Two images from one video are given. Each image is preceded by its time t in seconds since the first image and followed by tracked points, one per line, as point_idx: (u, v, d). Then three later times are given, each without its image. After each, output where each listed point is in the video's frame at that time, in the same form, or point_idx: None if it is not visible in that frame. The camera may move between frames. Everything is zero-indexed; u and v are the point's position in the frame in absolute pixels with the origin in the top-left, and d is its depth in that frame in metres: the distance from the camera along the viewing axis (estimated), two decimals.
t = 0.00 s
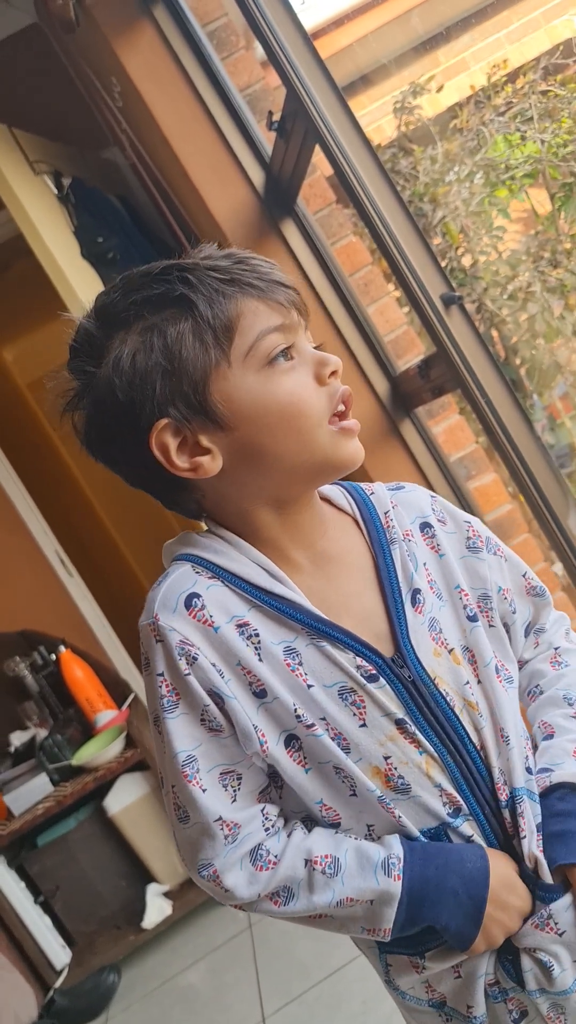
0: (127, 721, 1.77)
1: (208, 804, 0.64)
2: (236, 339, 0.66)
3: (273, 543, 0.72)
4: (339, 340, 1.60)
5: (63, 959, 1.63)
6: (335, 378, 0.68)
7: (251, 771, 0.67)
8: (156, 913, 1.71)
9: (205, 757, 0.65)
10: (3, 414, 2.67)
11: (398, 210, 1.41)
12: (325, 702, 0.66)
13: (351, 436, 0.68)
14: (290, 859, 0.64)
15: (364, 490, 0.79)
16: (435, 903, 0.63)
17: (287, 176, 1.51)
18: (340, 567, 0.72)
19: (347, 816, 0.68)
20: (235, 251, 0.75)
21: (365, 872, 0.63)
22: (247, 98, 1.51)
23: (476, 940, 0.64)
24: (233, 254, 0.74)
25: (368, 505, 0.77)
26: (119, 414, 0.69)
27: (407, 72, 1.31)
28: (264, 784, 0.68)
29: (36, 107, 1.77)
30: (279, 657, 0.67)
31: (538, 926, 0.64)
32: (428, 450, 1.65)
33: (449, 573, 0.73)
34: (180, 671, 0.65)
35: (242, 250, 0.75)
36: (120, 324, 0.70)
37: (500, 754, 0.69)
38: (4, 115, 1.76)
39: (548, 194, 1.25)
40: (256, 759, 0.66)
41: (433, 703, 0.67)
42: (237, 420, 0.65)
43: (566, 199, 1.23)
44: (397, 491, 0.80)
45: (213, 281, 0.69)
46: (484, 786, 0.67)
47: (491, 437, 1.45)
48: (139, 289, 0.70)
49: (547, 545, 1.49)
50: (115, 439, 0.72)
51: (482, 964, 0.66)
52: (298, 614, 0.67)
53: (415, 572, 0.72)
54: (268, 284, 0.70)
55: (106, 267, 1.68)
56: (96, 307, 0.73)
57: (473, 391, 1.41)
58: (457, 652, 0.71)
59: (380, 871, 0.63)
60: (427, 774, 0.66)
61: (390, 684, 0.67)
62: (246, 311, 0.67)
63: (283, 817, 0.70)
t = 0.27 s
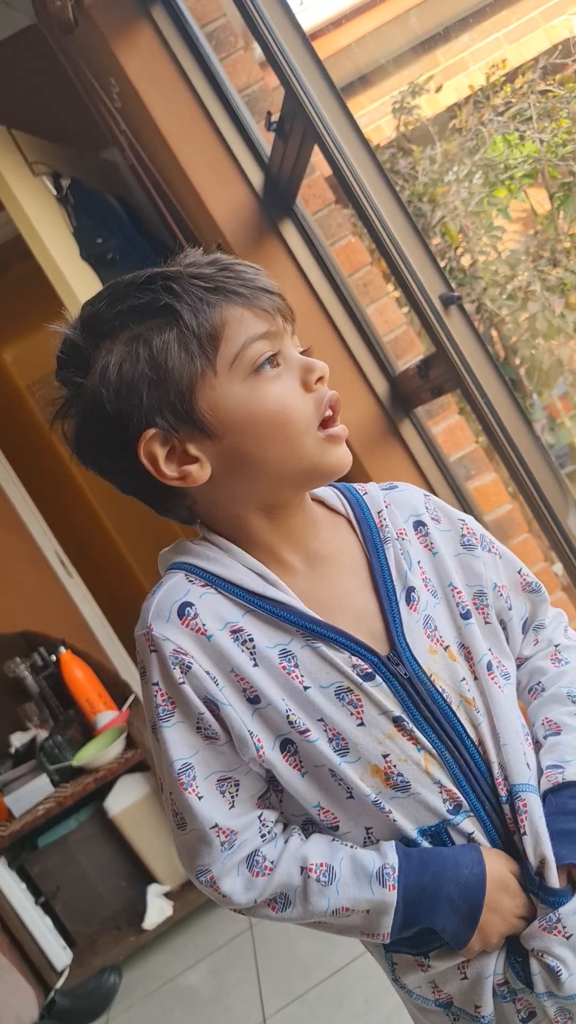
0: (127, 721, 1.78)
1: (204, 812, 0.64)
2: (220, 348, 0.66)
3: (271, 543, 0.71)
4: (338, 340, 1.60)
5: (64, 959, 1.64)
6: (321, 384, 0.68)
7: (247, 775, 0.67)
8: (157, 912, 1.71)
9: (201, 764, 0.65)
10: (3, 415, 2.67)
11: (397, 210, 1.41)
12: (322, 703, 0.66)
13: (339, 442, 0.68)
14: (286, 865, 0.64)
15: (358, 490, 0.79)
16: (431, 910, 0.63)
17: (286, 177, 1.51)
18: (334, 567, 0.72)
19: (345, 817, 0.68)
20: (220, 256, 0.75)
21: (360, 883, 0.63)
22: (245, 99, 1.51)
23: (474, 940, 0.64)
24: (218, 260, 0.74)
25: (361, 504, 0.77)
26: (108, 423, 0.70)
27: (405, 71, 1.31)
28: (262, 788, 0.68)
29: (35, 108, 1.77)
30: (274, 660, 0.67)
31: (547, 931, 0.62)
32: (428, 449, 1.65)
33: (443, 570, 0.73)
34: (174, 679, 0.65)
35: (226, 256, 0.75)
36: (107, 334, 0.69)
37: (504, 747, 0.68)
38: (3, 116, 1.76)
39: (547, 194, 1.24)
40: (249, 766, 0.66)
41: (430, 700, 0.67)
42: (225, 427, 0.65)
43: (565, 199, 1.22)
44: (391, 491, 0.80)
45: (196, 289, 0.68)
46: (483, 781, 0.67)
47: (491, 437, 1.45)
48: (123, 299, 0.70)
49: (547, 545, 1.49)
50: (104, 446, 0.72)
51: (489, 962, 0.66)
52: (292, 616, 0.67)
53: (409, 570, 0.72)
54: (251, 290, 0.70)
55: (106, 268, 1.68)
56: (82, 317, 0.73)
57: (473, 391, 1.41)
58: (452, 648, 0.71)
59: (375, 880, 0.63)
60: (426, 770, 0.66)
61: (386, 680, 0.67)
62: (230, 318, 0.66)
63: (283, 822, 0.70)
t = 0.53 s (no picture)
0: (129, 721, 1.77)
1: (210, 811, 0.64)
2: (225, 351, 0.65)
3: (275, 543, 0.71)
4: (339, 340, 1.60)
5: (66, 960, 1.64)
6: (325, 388, 0.68)
7: (253, 775, 0.67)
8: (159, 912, 1.71)
9: (206, 764, 0.65)
10: (3, 415, 2.67)
11: (398, 210, 1.41)
12: (325, 701, 0.66)
13: (341, 443, 0.68)
14: (291, 865, 0.64)
15: (362, 490, 0.79)
16: (435, 914, 0.63)
17: (288, 177, 1.51)
18: (336, 566, 0.72)
19: (349, 816, 0.68)
20: (227, 258, 0.75)
21: (365, 888, 0.63)
22: (247, 98, 1.51)
23: (481, 940, 0.64)
24: (222, 261, 0.74)
25: (365, 504, 0.77)
26: (112, 424, 0.70)
27: (407, 71, 1.31)
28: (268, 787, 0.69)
29: (35, 108, 1.76)
30: (277, 659, 0.67)
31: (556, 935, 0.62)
32: (429, 449, 1.65)
33: (445, 569, 0.74)
34: (178, 679, 0.65)
35: (233, 258, 0.75)
36: (111, 335, 0.69)
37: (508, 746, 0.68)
38: (4, 117, 1.76)
39: (548, 194, 1.25)
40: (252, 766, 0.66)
41: (432, 697, 0.67)
42: (228, 428, 0.65)
43: (566, 199, 1.23)
44: (396, 491, 0.80)
45: (202, 291, 0.68)
46: (486, 778, 0.67)
47: (492, 436, 1.45)
48: (127, 300, 0.70)
49: (548, 545, 1.49)
50: (107, 446, 0.72)
51: (496, 963, 0.66)
52: (294, 615, 0.68)
53: (412, 568, 0.72)
54: (258, 293, 0.69)
55: (107, 268, 1.68)
56: (85, 319, 0.73)
57: (474, 391, 1.41)
58: (455, 646, 0.71)
59: (379, 888, 0.62)
60: (429, 768, 0.66)
61: (388, 677, 0.67)
62: (233, 318, 0.66)
63: (289, 822, 0.70)
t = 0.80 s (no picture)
0: (128, 722, 1.77)
1: (208, 813, 0.64)
2: (226, 353, 0.65)
3: (272, 544, 0.71)
4: (338, 340, 1.60)
5: (66, 960, 1.64)
6: (324, 394, 0.68)
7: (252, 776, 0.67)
8: (159, 913, 1.71)
9: (205, 765, 0.65)
10: (3, 415, 2.67)
11: (397, 210, 1.41)
12: (322, 702, 0.66)
13: (339, 447, 0.68)
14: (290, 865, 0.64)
15: (361, 491, 0.79)
16: (434, 922, 0.63)
17: (286, 177, 1.51)
18: (333, 567, 0.72)
19: (348, 817, 0.68)
20: (231, 259, 0.75)
21: (364, 894, 0.63)
22: (245, 99, 1.51)
23: (479, 944, 0.64)
24: (226, 262, 0.74)
25: (364, 505, 0.77)
26: (110, 423, 0.70)
27: (405, 71, 1.31)
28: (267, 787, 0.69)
29: (34, 109, 1.76)
30: (273, 661, 0.67)
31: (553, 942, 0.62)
32: (428, 449, 1.65)
33: (444, 571, 0.73)
34: (175, 681, 0.66)
35: (238, 261, 0.74)
36: (111, 334, 0.69)
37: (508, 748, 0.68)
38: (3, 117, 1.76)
39: (547, 193, 1.25)
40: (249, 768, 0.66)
41: (429, 697, 0.67)
42: (225, 430, 0.65)
43: (565, 198, 1.23)
44: (396, 492, 0.80)
45: (204, 293, 0.68)
46: (484, 780, 0.67)
47: (491, 436, 1.45)
48: (129, 298, 0.69)
49: (547, 545, 1.49)
50: (106, 445, 0.72)
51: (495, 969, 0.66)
52: (290, 617, 0.67)
53: (410, 569, 0.72)
54: (262, 297, 0.69)
55: (106, 269, 1.68)
56: (87, 316, 0.73)
57: (473, 391, 1.41)
58: (453, 648, 0.71)
59: (378, 894, 0.62)
60: (426, 769, 0.66)
61: (384, 678, 0.67)
62: (233, 321, 0.66)
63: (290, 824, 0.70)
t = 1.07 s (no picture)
0: (129, 722, 1.77)
1: (215, 816, 0.64)
2: (228, 353, 0.65)
3: (271, 545, 0.71)
4: (337, 340, 1.60)
5: (67, 961, 1.64)
6: (326, 394, 0.68)
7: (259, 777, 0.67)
8: (159, 913, 1.71)
9: (213, 769, 0.65)
10: (3, 415, 2.67)
11: (396, 210, 1.41)
12: (323, 700, 0.66)
13: (340, 447, 0.68)
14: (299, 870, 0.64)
15: (362, 488, 0.79)
16: (443, 936, 0.63)
17: (285, 177, 1.51)
18: (333, 562, 0.72)
19: (348, 818, 0.68)
20: (234, 260, 0.75)
21: (374, 906, 0.63)
22: (244, 99, 1.51)
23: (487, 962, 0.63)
24: (230, 262, 0.74)
25: (365, 501, 0.77)
26: (111, 420, 0.70)
27: (404, 71, 1.31)
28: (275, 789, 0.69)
29: (33, 109, 1.76)
30: (273, 659, 0.67)
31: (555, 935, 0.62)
32: (427, 449, 1.65)
33: (445, 566, 0.74)
34: (179, 683, 0.65)
35: (242, 260, 0.74)
36: (114, 332, 0.69)
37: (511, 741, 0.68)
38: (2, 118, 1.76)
39: (546, 193, 1.25)
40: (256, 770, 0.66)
41: (429, 689, 0.67)
42: (226, 430, 0.65)
43: (565, 198, 1.23)
44: (397, 489, 0.80)
45: (208, 292, 0.68)
46: (485, 773, 0.67)
47: (491, 436, 1.45)
48: (133, 297, 0.69)
49: (547, 544, 1.49)
50: (106, 442, 0.72)
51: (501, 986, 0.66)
52: (290, 614, 0.67)
53: (412, 563, 0.72)
54: (265, 297, 0.69)
55: (105, 269, 1.69)
56: (90, 314, 0.72)
57: (473, 390, 1.41)
58: (455, 641, 0.71)
59: (388, 907, 0.62)
60: (427, 764, 0.66)
61: (386, 671, 0.67)
62: (236, 321, 0.66)
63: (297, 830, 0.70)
